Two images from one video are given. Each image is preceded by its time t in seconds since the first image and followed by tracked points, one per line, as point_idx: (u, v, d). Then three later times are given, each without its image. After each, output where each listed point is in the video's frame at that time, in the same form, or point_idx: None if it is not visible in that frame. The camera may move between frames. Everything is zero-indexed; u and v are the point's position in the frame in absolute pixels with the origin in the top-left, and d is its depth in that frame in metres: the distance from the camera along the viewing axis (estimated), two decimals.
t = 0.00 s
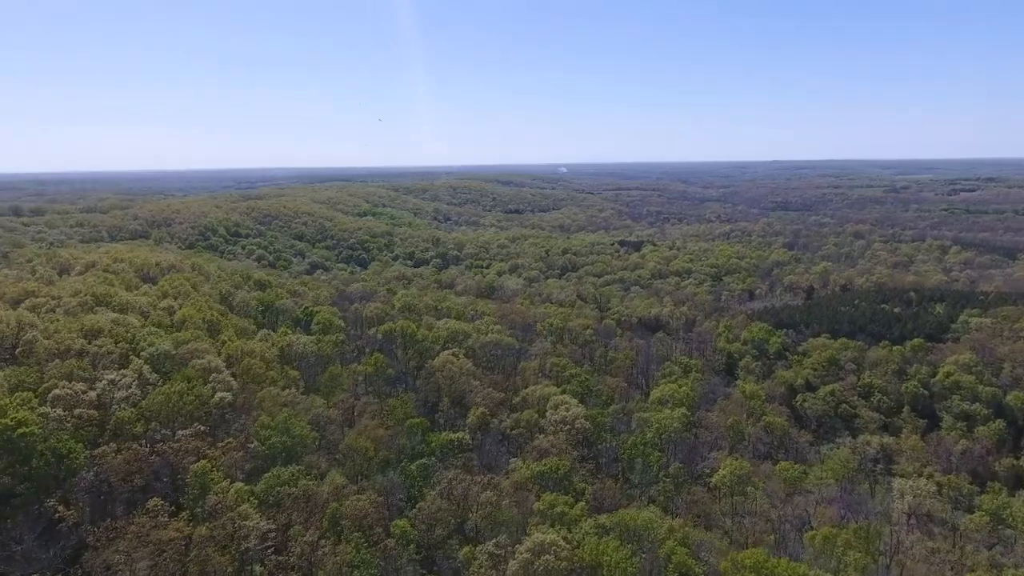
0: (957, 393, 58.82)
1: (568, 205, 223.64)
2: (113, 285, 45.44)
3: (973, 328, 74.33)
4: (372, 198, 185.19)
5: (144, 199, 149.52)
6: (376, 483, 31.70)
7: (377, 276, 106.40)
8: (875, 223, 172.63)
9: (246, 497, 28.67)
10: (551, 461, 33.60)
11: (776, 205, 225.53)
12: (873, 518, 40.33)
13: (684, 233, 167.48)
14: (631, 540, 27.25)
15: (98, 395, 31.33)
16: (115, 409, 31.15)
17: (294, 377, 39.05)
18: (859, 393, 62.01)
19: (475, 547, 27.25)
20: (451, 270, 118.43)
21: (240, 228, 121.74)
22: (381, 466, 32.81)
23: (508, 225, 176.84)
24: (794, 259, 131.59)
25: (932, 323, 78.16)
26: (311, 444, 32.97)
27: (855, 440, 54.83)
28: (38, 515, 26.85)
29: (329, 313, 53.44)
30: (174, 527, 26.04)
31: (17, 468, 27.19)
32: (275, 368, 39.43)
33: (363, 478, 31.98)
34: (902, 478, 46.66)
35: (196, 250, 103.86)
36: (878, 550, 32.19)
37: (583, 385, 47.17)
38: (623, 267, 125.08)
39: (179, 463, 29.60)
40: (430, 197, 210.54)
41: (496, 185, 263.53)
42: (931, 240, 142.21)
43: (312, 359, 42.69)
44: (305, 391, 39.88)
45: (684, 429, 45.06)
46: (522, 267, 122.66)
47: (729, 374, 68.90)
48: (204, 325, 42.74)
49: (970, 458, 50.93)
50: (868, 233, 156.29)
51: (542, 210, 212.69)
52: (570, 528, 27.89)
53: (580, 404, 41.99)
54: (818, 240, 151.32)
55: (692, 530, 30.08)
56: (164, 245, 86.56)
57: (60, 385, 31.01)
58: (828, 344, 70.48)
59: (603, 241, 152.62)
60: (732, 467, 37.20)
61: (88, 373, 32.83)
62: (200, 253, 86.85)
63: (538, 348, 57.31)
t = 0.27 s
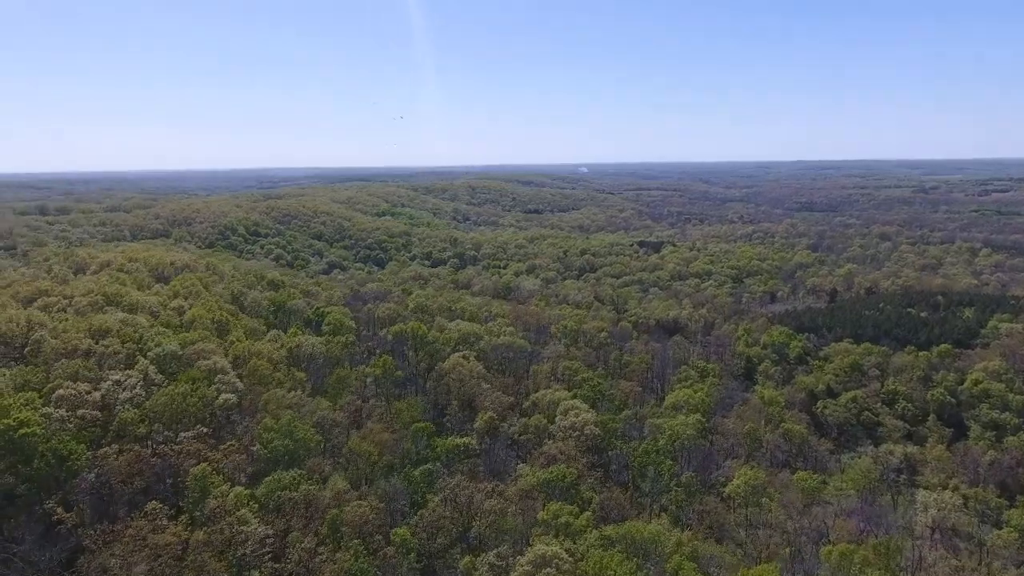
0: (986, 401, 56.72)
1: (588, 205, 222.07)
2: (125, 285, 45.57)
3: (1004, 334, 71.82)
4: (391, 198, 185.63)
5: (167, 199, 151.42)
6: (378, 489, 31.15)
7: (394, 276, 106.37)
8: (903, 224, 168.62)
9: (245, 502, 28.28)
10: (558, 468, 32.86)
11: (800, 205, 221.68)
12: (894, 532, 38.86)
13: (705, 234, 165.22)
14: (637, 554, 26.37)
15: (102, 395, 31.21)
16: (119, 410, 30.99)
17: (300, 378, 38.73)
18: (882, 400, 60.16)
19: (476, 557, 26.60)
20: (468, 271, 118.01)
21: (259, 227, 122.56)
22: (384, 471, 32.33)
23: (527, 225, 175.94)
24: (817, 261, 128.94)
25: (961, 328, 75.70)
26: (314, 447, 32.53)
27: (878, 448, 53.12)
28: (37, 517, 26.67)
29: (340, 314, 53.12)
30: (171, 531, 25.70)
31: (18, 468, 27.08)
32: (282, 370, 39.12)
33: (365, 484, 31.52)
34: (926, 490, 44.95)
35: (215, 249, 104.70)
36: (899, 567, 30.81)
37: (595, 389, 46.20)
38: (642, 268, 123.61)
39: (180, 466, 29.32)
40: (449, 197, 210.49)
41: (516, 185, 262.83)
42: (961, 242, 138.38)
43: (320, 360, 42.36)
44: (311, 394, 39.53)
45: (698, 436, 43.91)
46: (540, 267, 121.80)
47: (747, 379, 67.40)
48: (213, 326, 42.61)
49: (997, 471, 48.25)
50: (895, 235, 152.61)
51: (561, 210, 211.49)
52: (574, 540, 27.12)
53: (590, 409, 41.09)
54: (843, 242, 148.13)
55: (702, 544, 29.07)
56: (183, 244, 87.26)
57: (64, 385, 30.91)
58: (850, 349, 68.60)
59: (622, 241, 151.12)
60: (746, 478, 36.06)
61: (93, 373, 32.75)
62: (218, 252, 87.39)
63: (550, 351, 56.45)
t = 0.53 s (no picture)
0: (1014, 410, 54.66)
1: (607, 205, 220.44)
2: (135, 285, 45.62)
3: None
4: (409, 197, 185.84)
5: (188, 198, 153.16)
6: (379, 496, 30.64)
7: (409, 276, 106.19)
8: (930, 225, 164.58)
9: (244, 506, 27.88)
10: (564, 476, 32.09)
11: (824, 206, 217.71)
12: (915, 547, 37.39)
13: (725, 235, 162.90)
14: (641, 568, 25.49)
15: (104, 396, 31.04)
16: (120, 411, 30.79)
17: (306, 380, 38.36)
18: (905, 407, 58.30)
19: (475, 567, 25.90)
20: (484, 271, 117.41)
21: (277, 226, 123.20)
22: (387, 476, 31.82)
23: (545, 225, 174.95)
24: (840, 263, 126.20)
25: (989, 333, 73.27)
26: (315, 451, 32.12)
27: (900, 457, 51.42)
28: (34, 518, 26.46)
29: (349, 314, 52.77)
30: (167, 535, 25.38)
31: (17, 470, 26.93)
32: (288, 371, 38.76)
33: (367, 489, 31.03)
34: (950, 502, 43.27)
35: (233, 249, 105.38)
36: None
37: (605, 394, 45.22)
38: (659, 269, 122.04)
39: (180, 469, 29.02)
40: (467, 197, 210.30)
41: (535, 185, 261.90)
42: (990, 244, 134.55)
43: (327, 362, 41.97)
44: (316, 397, 39.13)
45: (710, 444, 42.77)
46: (556, 268, 120.80)
47: (765, 384, 65.89)
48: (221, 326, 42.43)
49: None
50: (921, 236, 148.98)
51: (580, 210, 210.10)
52: (577, 552, 26.33)
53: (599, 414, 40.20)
54: (868, 243, 144.92)
55: (710, 557, 28.04)
56: (200, 244, 87.82)
57: (67, 385, 30.77)
58: (872, 354, 66.72)
59: (640, 242, 149.50)
60: (759, 488, 34.93)
61: (97, 374, 32.61)
62: (234, 251, 87.82)
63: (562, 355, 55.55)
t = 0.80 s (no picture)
0: None
1: (629, 205, 218.40)
2: (148, 284, 45.76)
3: None
4: (430, 197, 186.02)
5: (212, 198, 154.91)
6: (381, 502, 30.09)
7: (427, 276, 105.95)
8: (962, 227, 160.01)
9: (244, 511, 27.53)
10: (572, 484, 31.27)
11: (852, 206, 213.14)
12: (940, 563, 35.76)
13: (749, 236, 160.22)
14: None
15: (110, 396, 30.95)
16: (126, 411, 30.67)
17: (313, 382, 37.99)
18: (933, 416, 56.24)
19: None
20: (502, 271, 116.76)
21: (297, 226, 123.89)
22: (391, 481, 31.27)
23: (565, 225, 173.76)
24: (868, 265, 123.11)
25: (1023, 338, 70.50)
26: (319, 454, 31.71)
27: (927, 468, 49.52)
28: (35, 519, 26.34)
29: (362, 315, 52.44)
30: (165, 539, 25.09)
31: (20, 470, 26.87)
32: (296, 372, 38.45)
33: (371, 494, 30.53)
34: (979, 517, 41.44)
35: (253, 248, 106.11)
36: None
37: (619, 400, 44.26)
38: (680, 270, 120.24)
39: (182, 471, 28.76)
40: (487, 196, 209.95)
41: (557, 185, 260.70)
42: None
43: (336, 363, 41.61)
44: (324, 399, 38.79)
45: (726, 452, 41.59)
46: (575, 269, 119.68)
47: (786, 390, 64.21)
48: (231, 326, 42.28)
49: None
50: (953, 238, 144.79)
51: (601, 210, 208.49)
52: (580, 565, 25.49)
53: (611, 420, 39.28)
54: (897, 245, 141.28)
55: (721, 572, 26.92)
56: (219, 243, 88.50)
57: (73, 385, 30.74)
58: (899, 360, 64.62)
59: (662, 242, 147.63)
60: (775, 500, 33.71)
61: (104, 373, 32.56)
62: (253, 251, 88.33)
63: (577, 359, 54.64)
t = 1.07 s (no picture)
0: None
1: (650, 206, 216.15)
2: (161, 283, 45.81)
3: None
4: (450, 197, 185.93)
5: (234, 197, 156.59)
6: (384, 508, 29.48)
7: (445, 276, 105.57)
8: (995, 228, 155.31)
9: (244, 514, 27.13)
10: (580, 492, 30.37)
11: (880, 207, 208.40)
12: None
13: (773, 237, 157.29)
14: None
15: (116, 395, 30.83)
16: (130, 411, 30.52)
17: (321, 383, 37.56)
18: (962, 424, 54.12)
19: None
20: (520, 272, 115.92)
21: (317, 225, 124.47)
22: (396, 486, 30.75)
23: (586, 225, 172.37)
24: (895, 267, 119.95)
25: None
26: (323, 457, 31.26)
27: (954, 480, 47.58)
28: (36, 519, 26.21)
29: (374, 316, 52.04)
30: (164, 543, 24.78)
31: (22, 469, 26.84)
32: (304, 373, 38.08)
33: (374, 499, 30.03)
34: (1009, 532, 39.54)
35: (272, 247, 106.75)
36: None
37: (632, 406, 43.20)
38: (701, 272, 118.28)
39: (183, 473, 28.44)
40: (508, 196, 209.27)
41: (578, 185, 259.05)
42: None
43: (345, 365, 41.23)
44: (332, 401, 38.35)
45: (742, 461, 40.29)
46: (594, 270, 118.40)
47: (808, 396, 62.48)
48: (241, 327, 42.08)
49: None
50: (985, 240, 140.56)
51: (622, 211, 206.61)
52: None
53: (623, 426, 38.28)
54: (926, 247, 137.55)
55: None
56: (238, 242, 89.04)
57: (79, 385, 30.66)
58: (927, 366, 62.46)
59: (683, 243, 145.56)
60: (792, 512, 32.43)
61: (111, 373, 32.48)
62: (271, 250, 88.74)
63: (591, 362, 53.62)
